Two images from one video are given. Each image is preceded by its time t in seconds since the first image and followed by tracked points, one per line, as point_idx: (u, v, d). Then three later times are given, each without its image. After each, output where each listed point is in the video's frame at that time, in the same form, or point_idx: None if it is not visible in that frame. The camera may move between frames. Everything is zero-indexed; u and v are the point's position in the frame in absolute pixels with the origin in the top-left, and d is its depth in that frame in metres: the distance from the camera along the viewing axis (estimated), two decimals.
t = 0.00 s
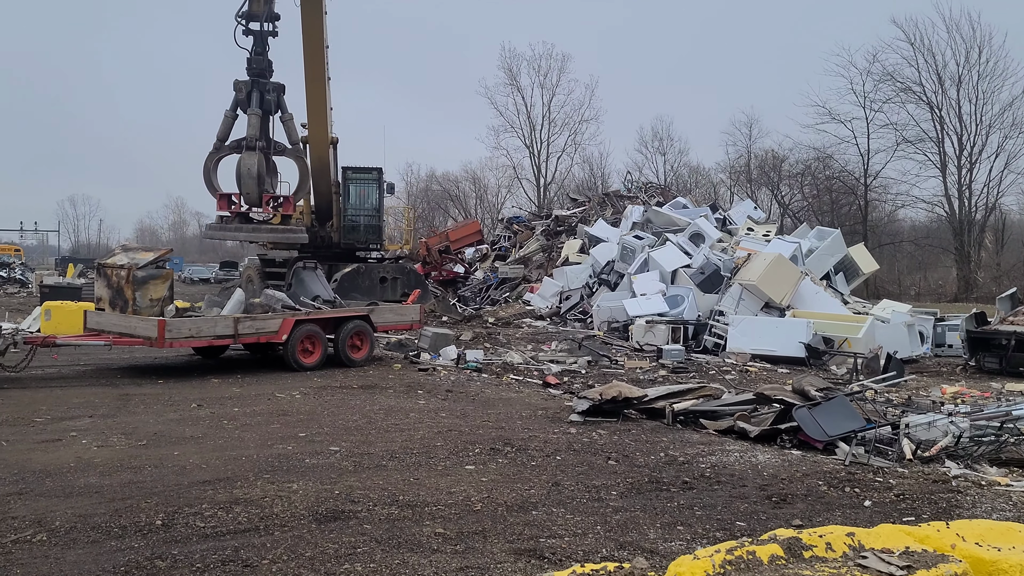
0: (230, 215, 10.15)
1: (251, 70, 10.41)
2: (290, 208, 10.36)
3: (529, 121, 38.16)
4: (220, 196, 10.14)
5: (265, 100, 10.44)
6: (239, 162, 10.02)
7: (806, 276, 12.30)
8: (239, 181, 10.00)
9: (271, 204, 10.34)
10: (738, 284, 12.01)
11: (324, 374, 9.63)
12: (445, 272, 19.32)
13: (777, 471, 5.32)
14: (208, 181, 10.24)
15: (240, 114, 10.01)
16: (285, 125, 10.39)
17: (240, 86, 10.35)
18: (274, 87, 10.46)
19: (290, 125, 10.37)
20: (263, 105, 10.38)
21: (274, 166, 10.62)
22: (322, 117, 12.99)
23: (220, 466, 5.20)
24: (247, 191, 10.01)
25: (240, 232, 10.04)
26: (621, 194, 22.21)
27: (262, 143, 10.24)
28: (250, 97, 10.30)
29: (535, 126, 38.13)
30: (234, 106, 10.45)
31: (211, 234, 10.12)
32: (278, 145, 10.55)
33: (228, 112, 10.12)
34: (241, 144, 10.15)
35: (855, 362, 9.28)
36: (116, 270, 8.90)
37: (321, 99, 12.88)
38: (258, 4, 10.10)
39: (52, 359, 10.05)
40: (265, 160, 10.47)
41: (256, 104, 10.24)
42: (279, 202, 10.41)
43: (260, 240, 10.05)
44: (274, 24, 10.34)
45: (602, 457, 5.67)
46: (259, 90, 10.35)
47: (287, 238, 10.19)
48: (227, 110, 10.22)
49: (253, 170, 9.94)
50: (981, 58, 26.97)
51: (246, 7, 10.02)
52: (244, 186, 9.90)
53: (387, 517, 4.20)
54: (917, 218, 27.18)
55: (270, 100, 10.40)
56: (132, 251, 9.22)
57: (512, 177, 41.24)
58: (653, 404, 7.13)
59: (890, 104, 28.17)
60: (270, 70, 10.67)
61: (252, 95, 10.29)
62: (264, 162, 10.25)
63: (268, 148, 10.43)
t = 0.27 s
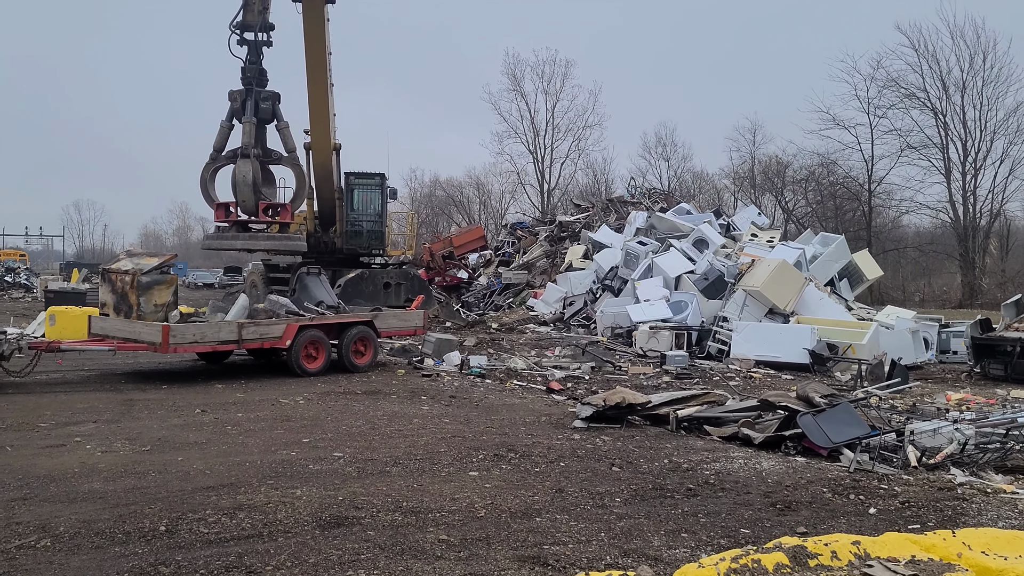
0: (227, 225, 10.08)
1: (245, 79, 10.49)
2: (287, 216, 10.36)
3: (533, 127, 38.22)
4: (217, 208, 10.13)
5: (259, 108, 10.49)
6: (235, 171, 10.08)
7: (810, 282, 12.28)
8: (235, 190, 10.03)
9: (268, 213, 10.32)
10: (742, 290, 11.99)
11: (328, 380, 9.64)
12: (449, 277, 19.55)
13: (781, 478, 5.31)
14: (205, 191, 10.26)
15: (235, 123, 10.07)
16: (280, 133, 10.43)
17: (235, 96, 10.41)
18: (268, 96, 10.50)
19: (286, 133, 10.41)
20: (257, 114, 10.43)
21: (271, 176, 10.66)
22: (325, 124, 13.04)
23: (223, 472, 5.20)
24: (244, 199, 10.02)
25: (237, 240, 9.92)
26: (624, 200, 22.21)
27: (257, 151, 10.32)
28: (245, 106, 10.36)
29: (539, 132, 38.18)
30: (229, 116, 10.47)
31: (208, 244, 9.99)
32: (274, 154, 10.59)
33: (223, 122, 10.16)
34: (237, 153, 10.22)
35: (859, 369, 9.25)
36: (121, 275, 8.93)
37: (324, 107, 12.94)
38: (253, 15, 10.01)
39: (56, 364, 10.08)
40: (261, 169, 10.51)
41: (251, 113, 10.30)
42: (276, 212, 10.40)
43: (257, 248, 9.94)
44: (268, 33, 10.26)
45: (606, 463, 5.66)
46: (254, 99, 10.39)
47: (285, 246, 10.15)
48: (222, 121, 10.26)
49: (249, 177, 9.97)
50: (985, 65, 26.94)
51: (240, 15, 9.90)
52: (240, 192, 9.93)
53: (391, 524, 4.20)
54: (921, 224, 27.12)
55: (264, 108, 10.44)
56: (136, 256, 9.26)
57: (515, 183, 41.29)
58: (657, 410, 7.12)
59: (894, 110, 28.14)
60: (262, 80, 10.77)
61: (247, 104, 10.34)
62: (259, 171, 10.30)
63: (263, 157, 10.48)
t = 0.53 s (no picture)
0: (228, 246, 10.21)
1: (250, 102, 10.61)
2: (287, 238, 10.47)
3: (539, 138, 38.35)
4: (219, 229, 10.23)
5: (263, 130, 10.59)
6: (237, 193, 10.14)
7: (816, 293, 12.25)
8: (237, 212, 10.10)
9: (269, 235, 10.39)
10: (748, 301, 11.97)
11: (334, 390, 9.65)
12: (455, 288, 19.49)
13: (788, 490, 5.28)
14: (207, 213, 10.33)
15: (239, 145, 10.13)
16: (284, 155, 10.48)
17: (239, 117, 10.52)
18: (273, 118, 10.61)
19: (289, 155, 10.45)
20: (262, 135, 10.52)
21: (273, 196, 10.70)
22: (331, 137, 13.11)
23: (229, 482, 5.21)
24: (245, 221, 10.07)
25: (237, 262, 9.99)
26: (631, 211, 22.23)
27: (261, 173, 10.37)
28: (249, 127, 10.47)
29: (545, 142, 38.30)
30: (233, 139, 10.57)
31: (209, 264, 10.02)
32: (277, 176, 10.64)
33: (228, 144, 10.25)
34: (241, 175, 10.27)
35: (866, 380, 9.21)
36: (128, 285, 8.98)
37: (330, 120, 13.03)
38: (259, 38, 10.08)
39: (63, 374, 10.12)
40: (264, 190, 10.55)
41: (254, 135, 10.39)
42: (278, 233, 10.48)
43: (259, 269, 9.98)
44: (273, 57, 10.33)
45: (612, 475, 5.65)
46: (258, 121, 10.51)
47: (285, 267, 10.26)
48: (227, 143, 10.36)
49: (251, 200, 10.03)
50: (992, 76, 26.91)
51: (246, 38, 9.98)
52: (242, 215, 9.99)
53: (397, 535, 4.20)
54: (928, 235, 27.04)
55: (268, 130, 10.55)
56: (144, 266, 9.31)
57: (521, 192, 41.40)
58: (663, 421, 7.10)
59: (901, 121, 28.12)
60: (268, 102, 10.90)
61: (251, 126, 10.44)
62: (262, 193, 10.35)
63: (267, 178, 10.51)
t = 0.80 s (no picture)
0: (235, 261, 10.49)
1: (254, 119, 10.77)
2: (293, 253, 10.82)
3: (547, 148, 38.46)
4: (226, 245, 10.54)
5: (268, 146, 10.73)
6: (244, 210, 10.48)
7: (825, 304, 12.22)
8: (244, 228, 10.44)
9: (275, 250, 10.72)
10: (756, 311, 11.94)
11: (341, 399, 9.68)
12: (463, 297, 19.69)
13: (797, 502, 5.25)
14: (214, 230, 10.43)
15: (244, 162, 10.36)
16: (289, 170, 10.59)
17: (244, 134, 10.68)
18: (277, 134, 10.74)
19: (294, 170, 10.55)
20: (266, 151, 10.67)
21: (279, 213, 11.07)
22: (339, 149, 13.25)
23: (236, 492, 5.24)
24: (252, 237, 10.41)
25: (246, 277, 10.28)
26: (638, 221, 22.23)
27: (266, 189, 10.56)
28: (254, 143, 10.64)
29: (553, 152, 38.41)
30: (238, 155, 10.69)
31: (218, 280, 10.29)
32: (283, 192, 10.81)
33: (233, 161, 10.38)
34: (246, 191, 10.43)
35: (875, 391, 9.15)
36: (137, 294, 9.06)
37: (338, 131, 13.17)
38: (263, 54, 10.22)
39: (73, 382, 10.19)
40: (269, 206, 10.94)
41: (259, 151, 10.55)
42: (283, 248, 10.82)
43: (266, 283, 10.26)
44: (277, 73, 10.47)
45: (620, 486, 5.64)
46: (262, 137, 10.68)
47: (292, 281, 10.55)
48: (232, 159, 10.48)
49: (256, 216, 10.36)
50: (1001, 86, 26.85)
51: (251, 54, 10.12)
52: (249, 230, 10.32)
53: (404, 545, 4.21)
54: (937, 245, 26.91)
55: (273, 146, 10.67)
56: (153, 275, 9.40)
57: (529, 202, 41.49)
58: (671, 432, 7.08)
59: (909, 131, 28.06)
60: (272, 118, 11.05)
61: (255, 142, 10.59)
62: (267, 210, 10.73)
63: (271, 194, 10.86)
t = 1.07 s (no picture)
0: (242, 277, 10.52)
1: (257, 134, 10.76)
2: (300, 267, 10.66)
3: (554, 154, 38.55)
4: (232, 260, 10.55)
5: (271, 161, 10.70)
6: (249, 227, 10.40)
7: (832, 310, 12.19)
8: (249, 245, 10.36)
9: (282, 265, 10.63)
10: (764, 318, 11.91)
11: (348, 406, 9.71)
12: (470, 303, 19.79)
13: (804, 509, 5.23)
14: (218, 245, 10.47)
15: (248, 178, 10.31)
16: (293, 185, 10.63)
17: (247, 149, 10.64)
18: (279, 149, 10.71)
19: (298, 185, 10.60)
20: (269, 167, 10.66)
21: (284, 226, 11.02)
22: (346, 155, 13.34)
23: (243, 497, 5.27)
24: (257, 254, 10.35)
25: (252, 294, 10.32)
26: (646, 227, 22.23)
27: (270, 205, 10.54)
28: (257, 159, 10.58)
29: (560, 159, 38.50)
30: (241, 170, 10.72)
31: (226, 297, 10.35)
32: (287, 206, 10.84)
33: (236, 177, 10.42)
34: (250, 207, 10.45)
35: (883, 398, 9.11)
36: (145, 300, 9.13)
37: (345, 138, 13.24)
38: (265, 69, 10.29)
39: (82, 388, 10.26)
40: (274, 221, 10.86)
41: (262, 167, 10.51)
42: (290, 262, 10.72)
43: (271, 301, 10.28)
44: (279, 87, 10.52)
45: (627, 492, 5.63)
46: (265, 153, 10.60)
47: (297, 296, 10.54)
48: (235, 174, 10.52)
49: (261, 233, 10.30)
50: (1010, 92, 26.75)
51: (253, 69, 10.20)
52: (254, 248, 10.23)
53: (409, 552, 4.22)
54: (945, 252, 26.78)
55: (276, 161, 10.68)
56: (160, 281, 9.46)
57: (537, 209, 41.56)
58: (678, 439, 7.07)
59: (918, 137, 27.98)
60: (274, 133, 11.03)
61: (258, 158, 10.55)
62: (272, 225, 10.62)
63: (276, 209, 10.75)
